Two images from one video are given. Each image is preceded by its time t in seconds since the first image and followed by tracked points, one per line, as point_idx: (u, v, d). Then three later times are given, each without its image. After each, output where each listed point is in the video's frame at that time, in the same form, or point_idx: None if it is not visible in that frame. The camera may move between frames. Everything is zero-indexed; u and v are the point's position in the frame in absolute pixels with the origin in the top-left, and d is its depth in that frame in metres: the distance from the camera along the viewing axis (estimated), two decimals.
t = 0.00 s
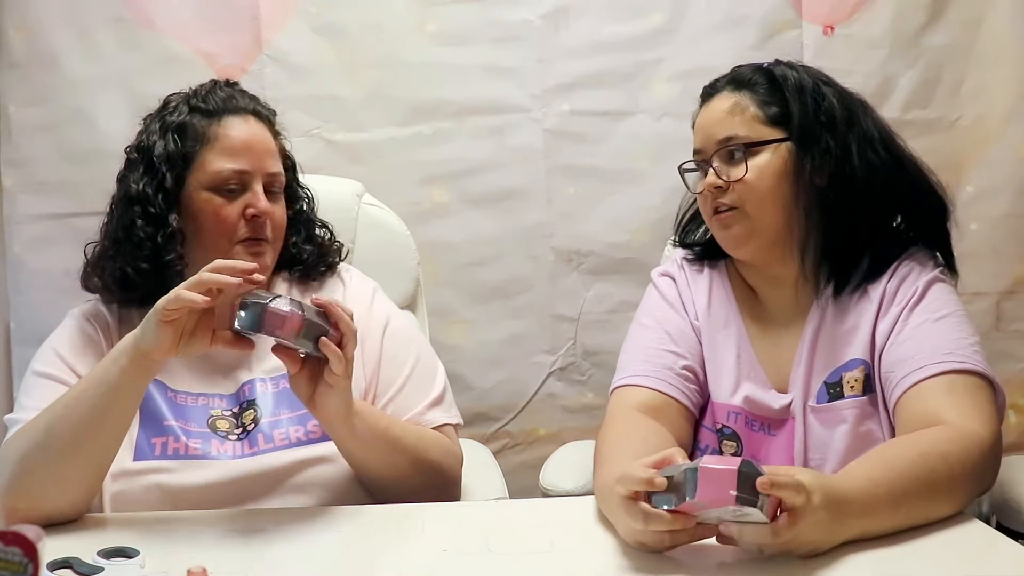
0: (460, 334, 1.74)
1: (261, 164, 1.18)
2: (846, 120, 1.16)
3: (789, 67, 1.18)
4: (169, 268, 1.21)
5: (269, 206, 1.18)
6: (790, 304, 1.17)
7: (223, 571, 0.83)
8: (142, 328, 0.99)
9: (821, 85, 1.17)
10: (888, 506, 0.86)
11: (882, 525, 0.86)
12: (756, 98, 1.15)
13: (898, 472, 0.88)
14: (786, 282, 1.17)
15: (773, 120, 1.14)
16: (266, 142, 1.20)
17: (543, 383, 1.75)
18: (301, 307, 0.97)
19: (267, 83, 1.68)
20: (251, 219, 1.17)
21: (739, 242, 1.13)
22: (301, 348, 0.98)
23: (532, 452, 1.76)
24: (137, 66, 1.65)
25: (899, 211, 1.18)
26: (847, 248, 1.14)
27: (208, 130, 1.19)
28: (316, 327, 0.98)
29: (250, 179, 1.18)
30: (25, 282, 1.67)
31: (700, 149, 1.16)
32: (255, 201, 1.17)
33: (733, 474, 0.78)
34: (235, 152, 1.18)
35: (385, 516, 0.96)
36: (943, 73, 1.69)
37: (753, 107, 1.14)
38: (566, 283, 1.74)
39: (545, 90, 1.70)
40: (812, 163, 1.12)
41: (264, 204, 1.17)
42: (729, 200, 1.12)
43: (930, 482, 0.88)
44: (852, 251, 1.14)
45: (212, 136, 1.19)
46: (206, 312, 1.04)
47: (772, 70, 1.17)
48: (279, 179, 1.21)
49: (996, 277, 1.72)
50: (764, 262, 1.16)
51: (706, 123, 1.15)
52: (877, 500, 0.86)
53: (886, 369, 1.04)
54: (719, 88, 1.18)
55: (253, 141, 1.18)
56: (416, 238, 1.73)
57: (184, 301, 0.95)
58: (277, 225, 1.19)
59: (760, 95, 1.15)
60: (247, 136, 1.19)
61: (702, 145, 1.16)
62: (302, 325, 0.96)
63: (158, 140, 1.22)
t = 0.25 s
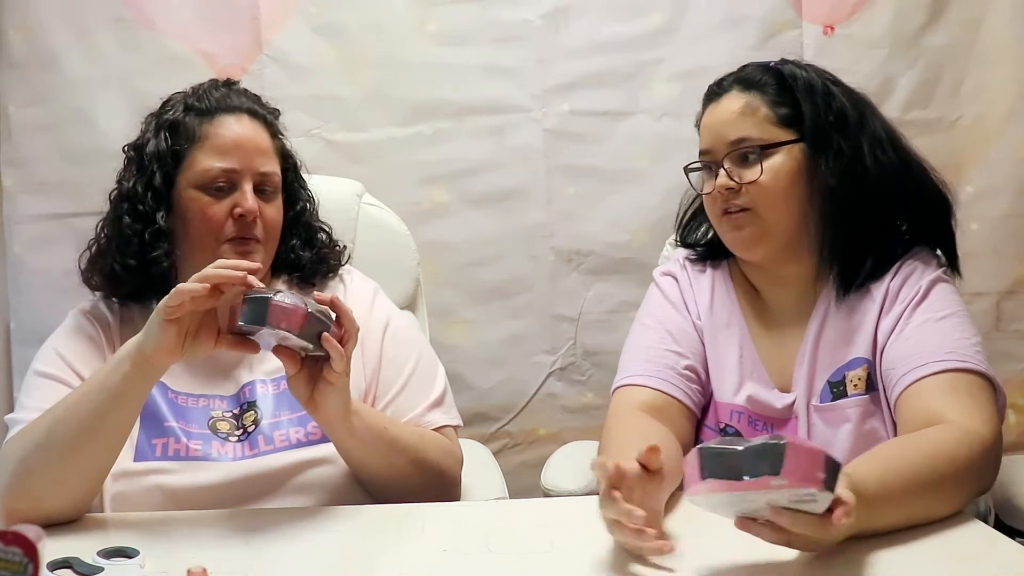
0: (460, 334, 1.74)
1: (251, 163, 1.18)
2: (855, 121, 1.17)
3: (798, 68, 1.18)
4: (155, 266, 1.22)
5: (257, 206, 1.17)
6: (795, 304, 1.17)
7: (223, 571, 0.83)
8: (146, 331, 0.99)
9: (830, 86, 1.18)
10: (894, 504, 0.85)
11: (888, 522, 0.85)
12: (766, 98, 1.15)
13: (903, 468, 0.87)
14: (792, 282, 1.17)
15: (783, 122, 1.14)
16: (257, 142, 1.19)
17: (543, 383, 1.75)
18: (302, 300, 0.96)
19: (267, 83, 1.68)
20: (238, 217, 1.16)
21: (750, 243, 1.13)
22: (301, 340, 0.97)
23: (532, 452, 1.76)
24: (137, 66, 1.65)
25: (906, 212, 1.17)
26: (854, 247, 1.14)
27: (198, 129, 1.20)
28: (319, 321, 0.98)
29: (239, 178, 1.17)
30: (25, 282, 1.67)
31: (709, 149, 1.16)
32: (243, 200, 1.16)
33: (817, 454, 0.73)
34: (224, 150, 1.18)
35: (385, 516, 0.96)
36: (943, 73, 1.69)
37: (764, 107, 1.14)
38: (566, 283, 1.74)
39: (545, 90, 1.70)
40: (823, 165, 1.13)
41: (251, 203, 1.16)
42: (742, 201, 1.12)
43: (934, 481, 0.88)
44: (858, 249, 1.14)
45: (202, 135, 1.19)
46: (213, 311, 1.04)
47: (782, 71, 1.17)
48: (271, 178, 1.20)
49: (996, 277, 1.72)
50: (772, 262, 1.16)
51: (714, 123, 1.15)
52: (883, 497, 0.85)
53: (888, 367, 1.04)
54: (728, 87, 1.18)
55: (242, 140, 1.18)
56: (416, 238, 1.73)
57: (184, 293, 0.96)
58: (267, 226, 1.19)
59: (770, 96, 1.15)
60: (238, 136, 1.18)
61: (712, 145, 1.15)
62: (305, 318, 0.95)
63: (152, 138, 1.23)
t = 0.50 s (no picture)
0: (460, 334, 1.74)
1: (250, 163, 1.18)
2: (853, 120, 1.17)
3: (799, 67, 1.18)
4: (153, 265, 1.22)
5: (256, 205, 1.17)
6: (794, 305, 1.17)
7: (223, 571, 0.83)
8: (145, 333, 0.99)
9: (831, 85, 1.18)
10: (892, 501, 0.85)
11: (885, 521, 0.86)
12: (771, 98, 1.14)
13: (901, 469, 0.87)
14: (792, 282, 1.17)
15: (790, 122, 1.14)
16: (257, 142, 1.19)
17: (543, 383, 1.75)
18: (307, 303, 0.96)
19: (267, 83, 1.68)
20: (237, 216, 1.16)
21: (762, 247, 1.12)
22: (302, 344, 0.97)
23: (532, 452, 1.76)
24: (137, 66, 1.65)
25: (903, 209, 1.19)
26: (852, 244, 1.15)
27: (199, 128, 1.20)
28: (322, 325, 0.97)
29: (238, 177, 1.17)
30: (25, 282, 1.67)
31: (716, 150, 1.14)
32: (242, 200, 1.16)
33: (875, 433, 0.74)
34: (224, 150, 1.17)
35: (384, 516, 0.96)
36: (943, 73, 1.69)
37: (772, 108, 1.13)
38: (566, 283, 1.74)
39: (545, 90, 1.70)
40: (829, 164, 1.14)
41: (250, 203, 1.16)
42: (754, 204, 1.11)
43: (934, 482, 0.87)
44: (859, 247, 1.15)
45: (202, 134, 1.19)
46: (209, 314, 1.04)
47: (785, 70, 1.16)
48: (270, 179, 1.20)
49: (996, 277, 1.72)
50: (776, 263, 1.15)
51: (718, 123, 1.13)
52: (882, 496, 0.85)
53: (886, 367, 1.04)
54: (729, 86, 1.17)
55: (242, 140, 1.18)
56: (416, 238, 1.73)
57: (181, 292, 0.96)
58: (266, 226, 1.19)
59: (776, 97, 1.14)
60: (238, 135, 1.18)
61: (719, 146, 1.13)
62: (309, 321, 0.95)
63: (152, 137, 1.23)
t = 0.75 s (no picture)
0: (460, 334, 1.74)
1: (257, 164, 1.18)
2: (841, 115, 1.17)
3: (784, 65, 1.18)
4: (162, 265, 1.22)
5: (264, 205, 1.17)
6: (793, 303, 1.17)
7: (223, 571, 0.83)
8: (154, 335, 1.00)
9: (816, 82, 1.18)
10: (892, 499, 0.85)
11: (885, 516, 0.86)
12: (755, 97, 1.15)
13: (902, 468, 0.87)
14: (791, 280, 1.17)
15: (775, 119, 1.14)
16: (263, 142, 1.19)
17: (543, 382, 1.75)
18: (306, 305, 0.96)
19: (267, 83, 1.68)
20: (244, 217, 1.16)
21: (754, 244, 1.12)
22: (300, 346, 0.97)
23: (532, 452, 1.76)
24: (137, 65, 1.65)
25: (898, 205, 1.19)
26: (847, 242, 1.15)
27: (205, 128, 1.19)
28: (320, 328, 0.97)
29: (245, 178, 1.17)
30: (26, 282, 1.67)
31: (703, 152, 1.14)
32: (250, 200, 1.16)
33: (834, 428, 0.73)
34: (231, 150, 1.18)
35: (384, 516, 0.96)
36: (943, 73, 1.69)
37: (755, 106, 1.14)
38: (565, 283, 1.74)
39: (545, 90, 1.70)
40: (817, 159, 1.13)
41: (258, 204, 1.16)
42: (742, 201, 1.11)
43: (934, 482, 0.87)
44: (854, 246, 1.15)
45: (209, 134, 1.19)
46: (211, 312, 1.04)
47: (766, 70, 1.17)
48: (277, 178, 1.20)
49: (996, 277, 1.72)
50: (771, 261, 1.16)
51: (704, 124, 1.14)
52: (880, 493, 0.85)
53: (888, 366, 1.04)
54: (715, 88, 1.17)
55: (248, 140, 1.18)
56: (416, 238, 1.73)
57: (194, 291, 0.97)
58: (272, 226, 1.19)
59: (760, 95, 1.15)
60: (244, 136, 1.18)
61: (706, 147, 1.14)
62: (308, 323, 0.95)
63: (157, 138, 1.23)
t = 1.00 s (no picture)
0: (460, 334, 1.74)
1: (264, 165, 1.18)
2: (849, 117, 1.17)
3: (791, 65, 1.18)
4: (170, 267, 1.22)
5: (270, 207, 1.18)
6: (795, 304, 1.18)
7: (223, 571, 0.83)
8: (158, 332, 1.00)
9: (824, 82, 1.18)
10: (894, 501, 0.85)
11: (889, 518, 0.86)
12: (761, 98, 1.14)
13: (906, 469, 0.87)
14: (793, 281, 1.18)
15: (781, 121, 1.14)
16: (269, 143, 1.19)
17: (543, 382, 1.75)
18: (300, 300, 0.96)
19: (267, 83, 1.68)
20: (252, 219, 1.17)
21: (757, 246, 1.13)
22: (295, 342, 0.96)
23: (532, 452, 1.77)
24: (137, 65, 1.65)
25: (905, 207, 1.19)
26: (852, 244, 1.15)
27: (212, 129, 1.19)
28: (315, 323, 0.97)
29: (252, 180, 1.18)
30: (26, 282, 1.67)
31: (708, 152, 1.15)
32: (257, 202, 1.17)
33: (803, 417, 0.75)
34: (238, 151, 1.18)
35: (384, 515, 0.96)
36: (943, 73, 1.69)
37: (761, 107, 1.14)
38: (565, 283, 1.74)
39: (545, 90, 1.70)
40: (821, 162, 1.13)
41: (265, 206, 1.17)
42: (745, 203, 1.12)
43: (938, 483, 0.88)
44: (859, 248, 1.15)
45: (216, 135, 1.19)
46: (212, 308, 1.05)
47: (775, 69, 1.17)
48: (282, 180, 1.21)
49: (996, 277, 1.72)
50: (774, 263, 1.16)
51: (710, 124, 1.14)
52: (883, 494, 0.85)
53: (891, 369, 1.04)
54: (721, 87, 1.17)
55: (255, 142, 1.18)
56: (416, 238, 1.73)
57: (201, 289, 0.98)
58: (278, 227, 1.19)
59: (767, 96, 1.15)
60: (251, 137, 1.18)
61: (711, 147, 1.14)
62: (301, 318, 0.95)
63: (163, 138, 1.22)
